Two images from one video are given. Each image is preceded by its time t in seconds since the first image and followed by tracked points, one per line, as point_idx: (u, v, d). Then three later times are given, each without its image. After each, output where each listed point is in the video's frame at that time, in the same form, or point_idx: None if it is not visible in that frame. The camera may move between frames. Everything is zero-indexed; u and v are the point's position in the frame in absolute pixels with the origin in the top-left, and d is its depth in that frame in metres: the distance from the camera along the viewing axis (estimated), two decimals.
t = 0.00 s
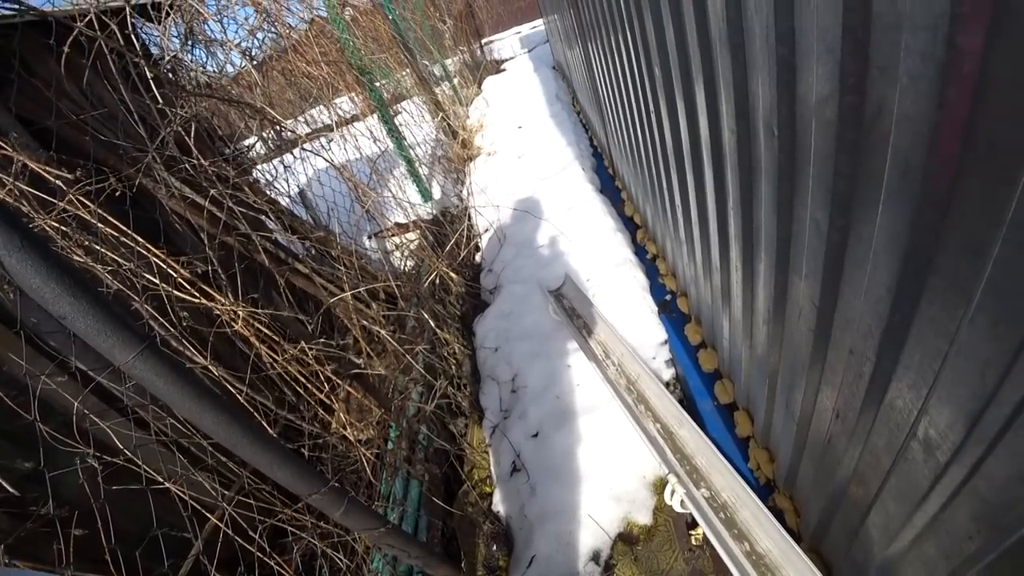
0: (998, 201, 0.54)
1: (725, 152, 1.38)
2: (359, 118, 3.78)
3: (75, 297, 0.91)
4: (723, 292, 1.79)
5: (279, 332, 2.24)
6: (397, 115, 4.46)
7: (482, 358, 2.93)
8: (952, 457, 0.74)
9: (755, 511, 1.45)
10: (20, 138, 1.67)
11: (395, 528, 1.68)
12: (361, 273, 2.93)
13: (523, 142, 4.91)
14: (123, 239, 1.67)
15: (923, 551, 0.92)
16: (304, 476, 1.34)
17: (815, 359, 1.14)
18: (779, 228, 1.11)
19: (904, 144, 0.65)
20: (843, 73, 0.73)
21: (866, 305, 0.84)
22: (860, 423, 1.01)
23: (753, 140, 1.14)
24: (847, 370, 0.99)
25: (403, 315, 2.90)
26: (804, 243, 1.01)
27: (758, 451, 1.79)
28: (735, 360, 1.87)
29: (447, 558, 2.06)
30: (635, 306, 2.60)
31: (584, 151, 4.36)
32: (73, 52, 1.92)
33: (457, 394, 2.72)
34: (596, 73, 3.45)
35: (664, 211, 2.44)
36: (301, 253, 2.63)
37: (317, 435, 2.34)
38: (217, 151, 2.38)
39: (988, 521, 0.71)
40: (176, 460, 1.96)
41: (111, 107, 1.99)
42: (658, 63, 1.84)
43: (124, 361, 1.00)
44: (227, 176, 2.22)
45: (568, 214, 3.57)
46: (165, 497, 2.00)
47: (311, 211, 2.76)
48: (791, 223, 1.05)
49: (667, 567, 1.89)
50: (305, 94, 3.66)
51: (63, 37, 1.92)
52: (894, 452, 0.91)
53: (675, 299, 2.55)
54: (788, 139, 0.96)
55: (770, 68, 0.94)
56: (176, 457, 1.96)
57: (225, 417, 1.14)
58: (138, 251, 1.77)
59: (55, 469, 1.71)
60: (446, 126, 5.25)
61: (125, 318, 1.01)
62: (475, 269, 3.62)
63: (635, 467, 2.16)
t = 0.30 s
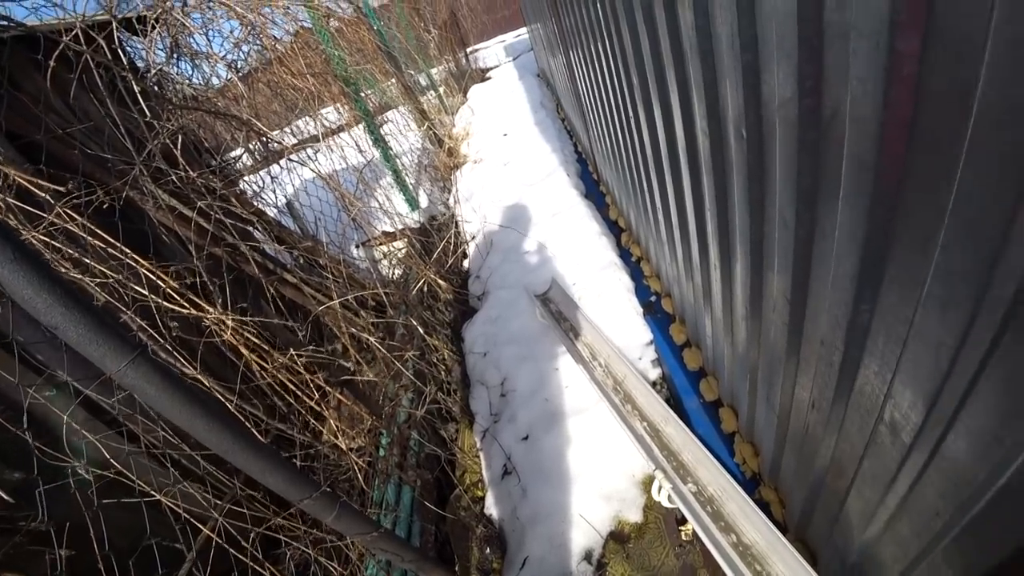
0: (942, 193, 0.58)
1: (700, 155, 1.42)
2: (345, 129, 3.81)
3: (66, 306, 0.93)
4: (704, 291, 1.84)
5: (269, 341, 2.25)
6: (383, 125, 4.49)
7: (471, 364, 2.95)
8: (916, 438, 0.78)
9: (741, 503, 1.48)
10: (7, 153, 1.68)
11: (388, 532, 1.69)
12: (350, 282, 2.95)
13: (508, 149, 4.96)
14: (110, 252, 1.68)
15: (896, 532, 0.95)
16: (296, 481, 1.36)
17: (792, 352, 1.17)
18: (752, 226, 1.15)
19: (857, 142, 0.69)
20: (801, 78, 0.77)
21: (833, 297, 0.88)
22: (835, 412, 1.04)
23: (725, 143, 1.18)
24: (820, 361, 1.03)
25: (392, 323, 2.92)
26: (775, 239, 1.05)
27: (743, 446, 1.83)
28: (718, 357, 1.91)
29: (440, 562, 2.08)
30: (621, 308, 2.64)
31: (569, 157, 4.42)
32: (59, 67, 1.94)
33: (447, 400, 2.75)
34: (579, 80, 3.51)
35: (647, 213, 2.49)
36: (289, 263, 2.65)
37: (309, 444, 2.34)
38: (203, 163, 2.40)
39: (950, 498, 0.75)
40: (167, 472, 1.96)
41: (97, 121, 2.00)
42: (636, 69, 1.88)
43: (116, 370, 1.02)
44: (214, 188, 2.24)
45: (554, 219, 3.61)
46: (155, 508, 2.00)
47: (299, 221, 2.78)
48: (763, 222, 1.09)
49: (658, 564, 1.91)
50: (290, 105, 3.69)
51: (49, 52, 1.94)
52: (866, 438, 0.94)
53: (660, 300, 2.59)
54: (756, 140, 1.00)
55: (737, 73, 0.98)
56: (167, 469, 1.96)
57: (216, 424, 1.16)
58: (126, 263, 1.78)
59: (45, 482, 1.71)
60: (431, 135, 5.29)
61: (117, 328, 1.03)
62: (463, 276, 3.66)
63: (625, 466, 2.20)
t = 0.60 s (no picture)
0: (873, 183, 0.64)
1: (667, 159, 1.48)
2: (324, 143, 3.84)
3: (53, 319, 0.95)
4: (678, 290, 1.90)
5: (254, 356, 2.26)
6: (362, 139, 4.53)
7: (456, 372, 2.99)
8: (870, 414, 0.83)
9: (721, 493, 1.52)
10: None
11: (378, 539, 1.71)
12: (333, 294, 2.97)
13: (487, 160, 5.02)
14: (92, 269, 1.69)
15: (860, 508, 1.00)
16: (284, 489, 1.38)
17: (759, 343, 1.23)
18: (716, 224, 1.21)
19: (800, 140, 0.75)
20: (749, 82, 0.83)
21: (791, 286, 0.94)
22: (801, 397, 1.10)
23: (688, 146, 1.24)
24: (785, 349, 1.08)
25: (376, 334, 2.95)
26: (738, 235, 1.11)
27: (723, 439, 1.88)
28: (695, 353, 1.96)
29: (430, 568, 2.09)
30: (601, 311, 2.70)
31: (547, 166, 4.49)
32: (36, 88, 1.95)
33: (433, 408, 2.77)
34: (553, 90, 3.59)
35: (623, 217, 2.55)
36: (271, 278, 2.66)
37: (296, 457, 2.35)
38: (183, 180, 2.41)
39: (902, 469, 0.80)
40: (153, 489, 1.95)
41: (75, 140, 2.01)
42: (606, 78, 1.95)
43: (104, 383, 1.04)
44: (194, 204, 2.26)
45: (533, 227, 3.67)
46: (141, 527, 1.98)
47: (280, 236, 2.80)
48: (726, 219, 1.15)
49: (645, 559, 1.94)
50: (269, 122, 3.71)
51: (27, 72, 1.95)
52: (829, 419, 0.99)
53: (638, 302, 2.65)
54: (715, 142, 1.06)
55: (694, 79, 1.05)
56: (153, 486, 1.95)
57: (204, 433, 1.18)
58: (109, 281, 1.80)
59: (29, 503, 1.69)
60: (410, 148, 5.33)
61: (104, 340, 1.05)
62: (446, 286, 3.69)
63: (610, 466, 2.24)
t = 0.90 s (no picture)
0: (827, 185, 0.69)
1: (642, 167, 1.54)
2: (307, 155, 3.85)
3: (41, 330, 0.97)
4: (657, 294, 1.95)
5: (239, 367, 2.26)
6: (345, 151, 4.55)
7: (442, 380, 3.01)
8: (835, 404, 0.87)
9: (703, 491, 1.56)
10: None
11: (367, 547, 1.73)
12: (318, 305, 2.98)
13: (470, 170, 5.06)
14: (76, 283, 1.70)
15: (833, 497, 1.05)
16: (273, 497, 1.39)
17: (734, 342, 1.27)
18: (690, 228, 1.26)
19: (762, 146, 0.80)
20: (715, 92, 0.88)
21: (760, 285, 0.99)
22: (774, 393, 1.14)
23: (662, 154, 1.29)
24: (757, 346, 1.13)
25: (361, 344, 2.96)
26: (710, 238, 1.16)
27: (705, 438, 1.92)
28: (675, 355, 2.01)
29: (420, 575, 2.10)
30: (584, 317, 2.74)
31: (529, 175, 4.54)
32: (18, 102, 1.96)
33: (419, 417, 2.79)
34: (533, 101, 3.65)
35: (604, 224, 2.60)
36: (256, 290, 2.67)
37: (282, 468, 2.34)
38: (165, 193, 2.41)
39: (867, 456, 0.84)
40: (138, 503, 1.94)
41: (56, 154, 2.02)
42: (583, 88, 2.01)
43: (92, 393, 1.05)
44: (177, 217, 2.26)
45: (517, 235, 3.71)
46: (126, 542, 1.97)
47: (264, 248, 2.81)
48: (699, 223, 1.20)
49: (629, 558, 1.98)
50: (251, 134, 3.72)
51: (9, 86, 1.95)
52: (801, 411, 1.04)
53: (620, 307, 2.70)
54: (686, 150, 1.11)
55: (664, 90, 1.10)
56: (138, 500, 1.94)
57: (193, 442, 1.20)
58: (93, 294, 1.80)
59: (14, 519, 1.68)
60: (393, 159, 5.36)
61: (91, 350, 1.07)
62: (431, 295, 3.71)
63: (595, 469, 2.27)
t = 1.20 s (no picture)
0: (808, 191, 0.72)
1: (631, 174, 1.57)
2: (298, 160, 3.85)
3: (34, 329, 0.97)
4: (646, 299, 1.97)
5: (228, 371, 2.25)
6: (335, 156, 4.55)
7: (432, 385, 3.02)
8: (819, 404, 0.90)
9: (691, 494, 1.58)
10: None
11: (356, 550, 1.73)
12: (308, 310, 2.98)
13: (460, 176, 5.09)
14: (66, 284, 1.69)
15: (817, 496, 1.07)
16: (262, 500, 1.39)
17: (720, 346, 1.30)
18: (678, 234, 1.29)
19: (747, 154, 0.83)
20: (702, 101, 0.91)
21: (745, 289, 1.01)
22: (760, 395, 1.17)
23: (651, 161, 1.32)
24: (743, 349, 1.15)
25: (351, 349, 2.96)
26: (697, 244, 1.19)
27: (693, 442, 1.95)
28: (663, 360, 2.04)
29: None
30: (574, 323, 2.76)
31: (519, 182, 4.57)
32: (9, 104, 1.95)
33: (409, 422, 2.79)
34: (524, 108, 3.68)
35: (593, 231, 2.63)
36: (245, 294, 2.67)
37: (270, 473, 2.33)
38: (155, 196, 2.40)
39: (849, 454, 0.87)
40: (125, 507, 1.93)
41: (46, 155, 2.01)
42: (573, 95, 2.04)
43: (83, 394, 1.06)
44: (167, 220, 2.26)
45: (507, 241, 3.73)
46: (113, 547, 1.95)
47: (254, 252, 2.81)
48: (686, 229, 1.23)
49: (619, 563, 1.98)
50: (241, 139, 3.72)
51: None
52: (786, 413, 1.06)
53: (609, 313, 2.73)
54: (673, 157, 1.14)
55: (653, 98, 1.13)
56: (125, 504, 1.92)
57: (183, 443, 1.20)
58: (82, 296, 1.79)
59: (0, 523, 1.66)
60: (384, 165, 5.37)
61: (82, 352, 1.07)
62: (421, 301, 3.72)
63: (584, 473, 2.28)
